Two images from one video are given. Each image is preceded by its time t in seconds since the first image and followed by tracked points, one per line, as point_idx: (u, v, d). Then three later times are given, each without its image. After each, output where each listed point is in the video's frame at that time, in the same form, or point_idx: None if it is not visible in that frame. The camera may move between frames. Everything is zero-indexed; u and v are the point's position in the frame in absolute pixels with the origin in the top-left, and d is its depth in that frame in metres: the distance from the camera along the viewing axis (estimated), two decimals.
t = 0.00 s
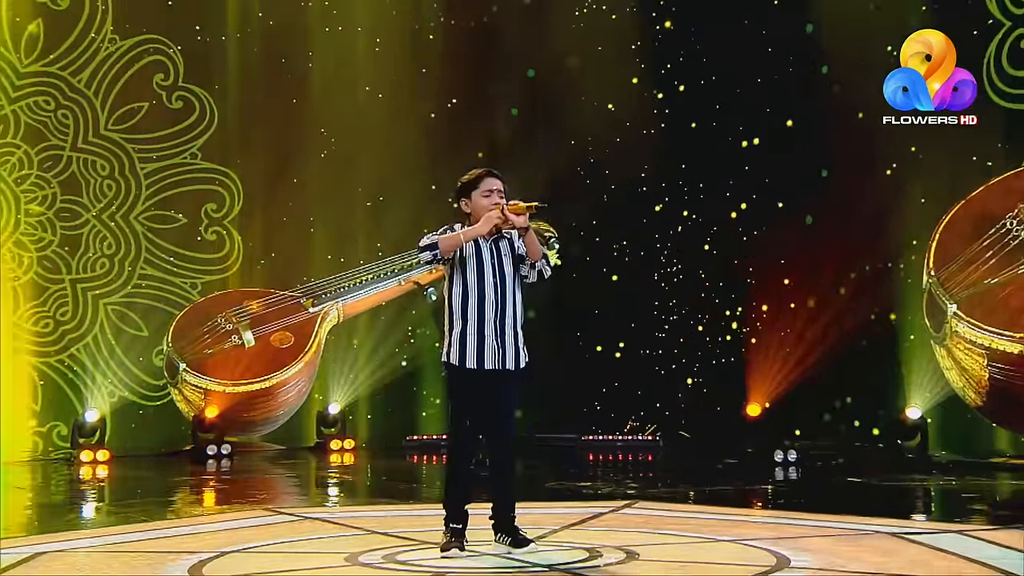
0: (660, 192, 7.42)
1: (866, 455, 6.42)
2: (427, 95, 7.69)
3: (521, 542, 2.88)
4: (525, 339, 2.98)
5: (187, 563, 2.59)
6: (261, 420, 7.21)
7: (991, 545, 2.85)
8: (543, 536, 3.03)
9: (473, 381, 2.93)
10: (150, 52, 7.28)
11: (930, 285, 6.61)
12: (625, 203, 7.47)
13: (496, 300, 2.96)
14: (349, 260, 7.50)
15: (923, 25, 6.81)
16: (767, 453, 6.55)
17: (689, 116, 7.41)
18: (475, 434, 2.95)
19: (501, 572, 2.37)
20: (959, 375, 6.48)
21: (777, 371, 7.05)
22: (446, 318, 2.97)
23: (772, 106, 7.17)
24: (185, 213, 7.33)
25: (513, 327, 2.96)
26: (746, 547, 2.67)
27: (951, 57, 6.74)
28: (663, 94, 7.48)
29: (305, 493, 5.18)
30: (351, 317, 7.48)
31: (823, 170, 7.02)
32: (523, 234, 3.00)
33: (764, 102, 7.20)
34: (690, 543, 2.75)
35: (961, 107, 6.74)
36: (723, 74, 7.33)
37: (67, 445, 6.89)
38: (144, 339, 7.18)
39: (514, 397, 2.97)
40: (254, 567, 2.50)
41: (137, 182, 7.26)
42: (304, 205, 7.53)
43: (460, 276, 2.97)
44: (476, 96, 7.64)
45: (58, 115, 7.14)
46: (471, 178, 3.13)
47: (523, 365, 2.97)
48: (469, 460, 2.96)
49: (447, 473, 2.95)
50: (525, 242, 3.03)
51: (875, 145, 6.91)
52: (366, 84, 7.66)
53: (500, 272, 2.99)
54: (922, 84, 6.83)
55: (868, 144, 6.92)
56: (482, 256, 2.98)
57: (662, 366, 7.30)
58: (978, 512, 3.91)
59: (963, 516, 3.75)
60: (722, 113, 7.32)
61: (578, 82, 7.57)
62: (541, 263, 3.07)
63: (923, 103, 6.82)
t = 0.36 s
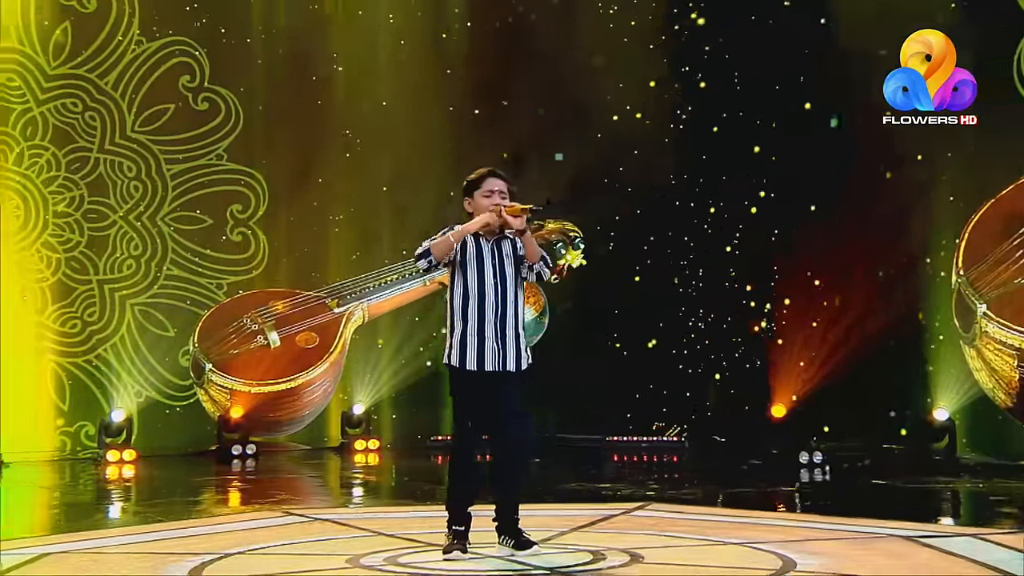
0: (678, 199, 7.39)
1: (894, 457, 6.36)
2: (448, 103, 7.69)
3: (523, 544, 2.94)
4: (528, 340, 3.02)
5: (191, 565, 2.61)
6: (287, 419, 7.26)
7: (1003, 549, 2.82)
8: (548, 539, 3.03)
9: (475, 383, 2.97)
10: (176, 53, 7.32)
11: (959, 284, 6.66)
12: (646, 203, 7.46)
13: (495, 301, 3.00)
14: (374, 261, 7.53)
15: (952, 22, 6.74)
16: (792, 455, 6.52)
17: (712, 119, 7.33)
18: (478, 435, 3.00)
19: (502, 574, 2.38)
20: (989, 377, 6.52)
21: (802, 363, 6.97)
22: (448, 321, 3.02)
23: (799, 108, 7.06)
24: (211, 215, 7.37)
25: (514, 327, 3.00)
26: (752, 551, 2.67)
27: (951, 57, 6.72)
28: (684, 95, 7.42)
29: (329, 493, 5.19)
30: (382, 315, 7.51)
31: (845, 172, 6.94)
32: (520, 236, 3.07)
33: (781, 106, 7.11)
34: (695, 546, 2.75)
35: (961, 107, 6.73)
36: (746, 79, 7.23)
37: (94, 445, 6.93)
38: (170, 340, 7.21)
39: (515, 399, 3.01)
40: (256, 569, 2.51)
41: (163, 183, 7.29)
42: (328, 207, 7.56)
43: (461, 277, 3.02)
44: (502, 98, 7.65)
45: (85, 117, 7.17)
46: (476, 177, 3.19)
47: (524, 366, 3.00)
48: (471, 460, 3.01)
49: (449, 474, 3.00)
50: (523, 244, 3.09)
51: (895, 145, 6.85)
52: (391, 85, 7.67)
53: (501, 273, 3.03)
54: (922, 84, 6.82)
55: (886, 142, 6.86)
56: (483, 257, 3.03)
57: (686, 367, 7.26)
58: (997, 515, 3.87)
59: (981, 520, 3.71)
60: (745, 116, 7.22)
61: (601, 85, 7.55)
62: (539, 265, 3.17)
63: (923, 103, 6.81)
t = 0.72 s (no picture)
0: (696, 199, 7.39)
1: (922, 458, 6.31)
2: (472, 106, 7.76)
3: (527, 547, 2.85)
4: (529, 340, 2.99)
5: (192, 567, 2.62)
6: (313, 419, 7.28)
7: (1018, 553, 2.78)
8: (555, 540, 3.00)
9: (478, 384, 2.95)
10: (203, 54, 7.37)
11: (990, 283, 6.71)
12: (668, 203, 7.43)
13: (496, 303, 2.97)
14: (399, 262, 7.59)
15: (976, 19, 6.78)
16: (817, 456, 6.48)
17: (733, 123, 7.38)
18: (480, 435, 2.97)
19: None
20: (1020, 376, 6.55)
21: (826, 363, 7.00)
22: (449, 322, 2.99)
23: (822, 118, 7.13)
24: (238, 215, 7.41)
25: (515, 328, 2.97)
26: (760, 554, 2.64)
27: (950, 57, 6.93)
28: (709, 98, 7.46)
29: (352, 494, 5.19)
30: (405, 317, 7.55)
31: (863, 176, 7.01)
32: (519, 237, 3.02)
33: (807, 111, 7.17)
34: (703, 549, 2.73)
35: (961, 107, 6.89)
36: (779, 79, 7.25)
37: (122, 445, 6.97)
38: (196, 340, 7.26)
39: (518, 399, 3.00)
40: (256, 572, 2.53)
41: (190, 185, 7.33)
42: (353, 207, 7.62)
43: (462, 277, 2.99)
44: (528, 101, 7.68)
45: (113, 119, 7.20)
46: (477, 178, 3.15)
47: (525, 366, 2.97)
48: (472, 460, 2.98)
49: (452, 476, 2.98)
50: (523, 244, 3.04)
51: (914, 146, 6.94)
52: (416, 86, 7.72)
53: (502, 273, 3.00)
54: (922, 84, 6.97)
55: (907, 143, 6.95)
56: (485, 257, 3.00)
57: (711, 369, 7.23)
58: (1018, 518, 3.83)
59: (1001, 522, 3.68)
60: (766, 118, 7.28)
61: (624, 86, 7.56)
62: (540, 266, 3.08)
63: (923, 103, 6.95)
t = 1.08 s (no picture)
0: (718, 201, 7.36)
1: (949, 460, 6.25)
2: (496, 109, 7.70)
3: (530, 549, 2.84)
4: (532, 340, 2.96)
5: (194, 567, 2.63)
6: (338, 420, 7.29)
7: None
8: (561, 543, 2.98)
9: (481, 387, 2.93)
10: (228, 56, 7.41)
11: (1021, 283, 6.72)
12: (689, 203, 7.41)
13: (496, 304, 2.95)
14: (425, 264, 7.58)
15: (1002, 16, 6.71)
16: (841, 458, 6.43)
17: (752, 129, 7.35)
18: (483, 436, 2.93)
19: None
20: None
21: (848, 365, 7.04)
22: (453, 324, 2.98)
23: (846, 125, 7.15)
24: (264, 217, 7.44)
25: (517, 328, 2.94)
26: (766, 556, 2.62)
27: (950, 57, 7.00)
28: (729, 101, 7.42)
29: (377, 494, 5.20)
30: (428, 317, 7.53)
31: (887, 182, 7.03)
32: (519, 236, 2.99)
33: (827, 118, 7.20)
34: (709, 551, 2.71)
35: (961, 107, 6.96)
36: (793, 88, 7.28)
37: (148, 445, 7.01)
38: (220, 339, 7.29)
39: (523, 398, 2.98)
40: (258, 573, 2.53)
41: (215, 186, 7.38)
42: (377, 209, 7.63)
43: (464, 278, 2.98)
44: (553, 103, 7.62)
45: (139, 120, 7.26)
46: (479, 177, 3.10)
47: (529, 366, 2.95)
48: (474, 463, 2.95)
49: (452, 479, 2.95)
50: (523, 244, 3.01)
51: (937, 150, 6.98)
52: (441, 89, 7.75)
53: (503, 273, 2.97)
54: (922, 84, 7.04)
55: (932, 155, 6.98)
56: (485, 257, 2.97)
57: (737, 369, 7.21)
58: None
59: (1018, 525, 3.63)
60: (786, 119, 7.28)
61: (648, 87, 7.53)
62: (540, 266, 3.06)
63: (923, 103, 7.02)
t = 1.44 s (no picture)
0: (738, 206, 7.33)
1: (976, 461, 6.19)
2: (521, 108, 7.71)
3: (532, 551, 2.77)
4: (534, 342, 2.91)
5: (197, 568, 2.64)
6: (362, 420, 7.30)
7: None
8: (565, 545, 2.97)
9: (482, 389, 2.86)
10: (254, 57, 7.45)
11: None
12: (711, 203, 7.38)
13: (498, 305, 2.90)
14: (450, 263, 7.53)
15: None
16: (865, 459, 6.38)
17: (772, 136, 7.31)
18: (484, 438, 2.87)
19: None
20: None
21: (872, 365, 6.96)
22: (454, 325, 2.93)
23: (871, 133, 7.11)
24: (287, 218, 7.46)
25: (519, 329, 2.88)
26: (770, 559, 2.61)
27: (950, 58, 7.08)
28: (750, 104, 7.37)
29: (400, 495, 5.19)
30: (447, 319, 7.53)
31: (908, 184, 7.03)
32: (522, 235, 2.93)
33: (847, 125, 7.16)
34: (713, 553, 2.70)
35: (961, 107, 7.04)
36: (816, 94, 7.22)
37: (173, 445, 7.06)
38: (243, 340, 7.33)
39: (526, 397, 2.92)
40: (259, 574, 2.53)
41: (239, 187, 7.42)
42: (399, 209, 7.60)
43: (465, 281, 2.93)
44: (576, 105, 7.64)
45: (165, 122, 7.32)
46: (482, 176, 3.04)
47: (530, 368, 2.89)
48: (475, 462, 2.91)
49: (453, 482, 2.91)
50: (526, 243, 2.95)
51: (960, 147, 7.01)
52: (465, 90, 7.73)
53: (504, 275, 2.92)
54: (922, 84, 7.07)
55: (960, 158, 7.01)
56: (486, 259, 2.93)
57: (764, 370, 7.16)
58: None
59: None
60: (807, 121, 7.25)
61: (669, 88, 7.53)
62: (543, 265, 2.99)
63: (923, 103, 7.06)
